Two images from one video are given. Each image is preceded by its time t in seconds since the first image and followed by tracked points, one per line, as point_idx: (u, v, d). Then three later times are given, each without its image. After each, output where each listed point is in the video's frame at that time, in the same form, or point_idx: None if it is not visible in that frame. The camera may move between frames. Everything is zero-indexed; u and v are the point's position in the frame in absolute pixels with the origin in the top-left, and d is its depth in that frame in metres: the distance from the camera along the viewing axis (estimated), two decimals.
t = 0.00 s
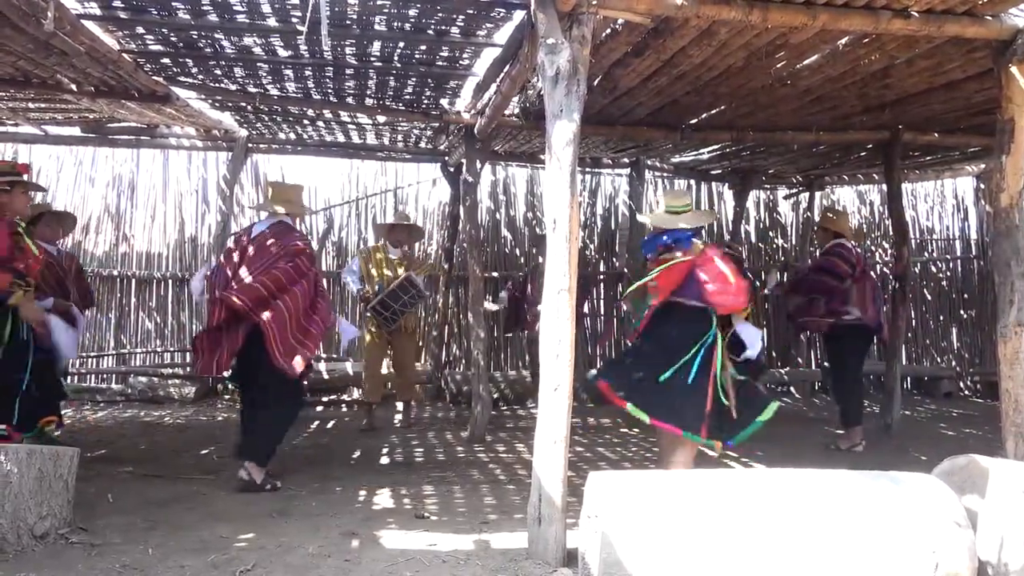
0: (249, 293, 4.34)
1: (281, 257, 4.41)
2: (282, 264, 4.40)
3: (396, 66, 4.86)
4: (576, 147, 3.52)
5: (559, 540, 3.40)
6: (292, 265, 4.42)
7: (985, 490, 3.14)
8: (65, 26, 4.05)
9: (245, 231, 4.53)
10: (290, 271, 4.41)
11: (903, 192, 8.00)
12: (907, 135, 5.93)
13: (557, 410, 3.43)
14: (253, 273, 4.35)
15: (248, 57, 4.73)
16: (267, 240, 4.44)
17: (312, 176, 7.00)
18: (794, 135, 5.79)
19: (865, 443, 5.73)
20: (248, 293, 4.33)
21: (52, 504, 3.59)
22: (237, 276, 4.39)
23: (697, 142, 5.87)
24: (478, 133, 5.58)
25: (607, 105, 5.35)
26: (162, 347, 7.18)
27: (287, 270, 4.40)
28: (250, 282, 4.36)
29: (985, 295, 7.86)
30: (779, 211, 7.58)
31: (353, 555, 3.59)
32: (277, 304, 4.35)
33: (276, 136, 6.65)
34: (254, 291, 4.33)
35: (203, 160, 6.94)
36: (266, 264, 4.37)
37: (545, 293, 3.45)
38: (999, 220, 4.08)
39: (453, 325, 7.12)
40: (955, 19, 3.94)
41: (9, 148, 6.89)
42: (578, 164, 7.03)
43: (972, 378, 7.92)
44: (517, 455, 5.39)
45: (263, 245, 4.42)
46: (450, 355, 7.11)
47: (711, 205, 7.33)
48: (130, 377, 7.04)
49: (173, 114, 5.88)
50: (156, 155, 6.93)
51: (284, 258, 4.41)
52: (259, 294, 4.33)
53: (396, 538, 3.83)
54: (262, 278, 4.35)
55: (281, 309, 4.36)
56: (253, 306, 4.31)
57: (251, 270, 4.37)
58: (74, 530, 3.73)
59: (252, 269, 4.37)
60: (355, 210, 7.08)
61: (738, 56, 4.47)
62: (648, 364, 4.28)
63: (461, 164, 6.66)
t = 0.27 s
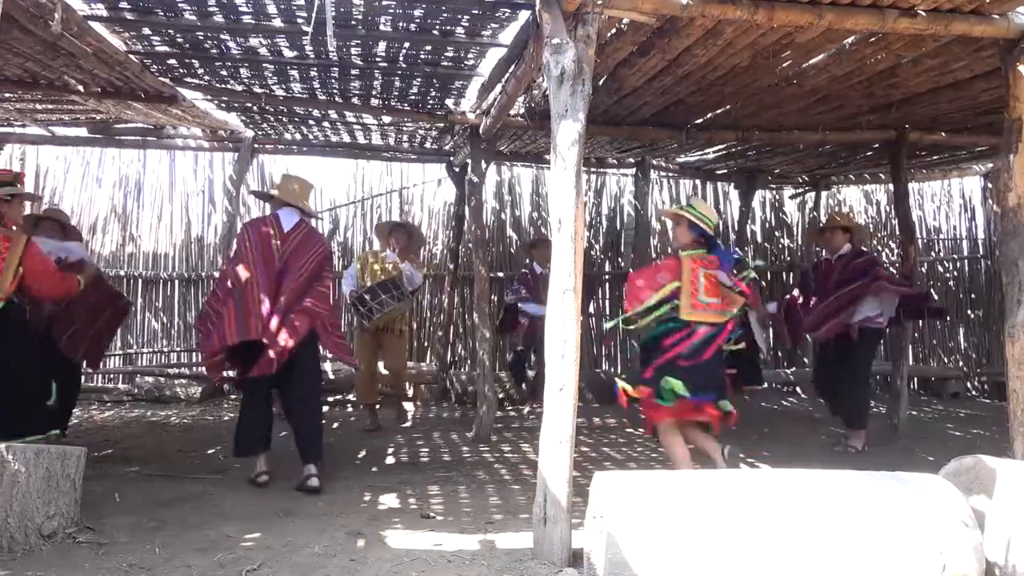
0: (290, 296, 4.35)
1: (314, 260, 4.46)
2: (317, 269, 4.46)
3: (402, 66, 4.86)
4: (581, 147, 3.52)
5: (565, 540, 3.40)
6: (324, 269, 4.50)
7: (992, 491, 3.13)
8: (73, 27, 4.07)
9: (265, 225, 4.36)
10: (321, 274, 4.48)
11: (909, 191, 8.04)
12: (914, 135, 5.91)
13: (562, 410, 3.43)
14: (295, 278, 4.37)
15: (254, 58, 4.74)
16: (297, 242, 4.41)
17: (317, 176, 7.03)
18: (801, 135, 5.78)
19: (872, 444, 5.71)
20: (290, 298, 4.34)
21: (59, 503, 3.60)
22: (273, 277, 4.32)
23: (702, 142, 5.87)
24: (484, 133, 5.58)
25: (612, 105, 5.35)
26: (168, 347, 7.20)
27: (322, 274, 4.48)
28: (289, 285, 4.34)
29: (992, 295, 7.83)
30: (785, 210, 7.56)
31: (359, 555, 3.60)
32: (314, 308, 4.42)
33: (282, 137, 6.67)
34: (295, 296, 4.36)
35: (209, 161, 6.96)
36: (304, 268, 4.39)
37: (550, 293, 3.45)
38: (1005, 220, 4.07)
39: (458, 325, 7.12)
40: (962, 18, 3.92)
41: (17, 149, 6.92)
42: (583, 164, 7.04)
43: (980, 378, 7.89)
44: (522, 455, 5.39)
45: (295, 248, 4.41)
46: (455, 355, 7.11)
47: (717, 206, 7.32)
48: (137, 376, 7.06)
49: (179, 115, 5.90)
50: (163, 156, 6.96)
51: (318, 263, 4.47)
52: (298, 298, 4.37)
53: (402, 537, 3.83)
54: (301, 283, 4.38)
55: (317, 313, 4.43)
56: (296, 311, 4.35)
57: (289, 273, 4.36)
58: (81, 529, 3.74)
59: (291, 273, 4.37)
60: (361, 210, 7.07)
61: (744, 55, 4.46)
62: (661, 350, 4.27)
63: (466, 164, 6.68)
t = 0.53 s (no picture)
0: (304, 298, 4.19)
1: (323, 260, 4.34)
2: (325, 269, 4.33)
3: (409, 66, 4.87)
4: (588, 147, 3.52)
5: (572, 540, 3.40)
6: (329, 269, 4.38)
7: (1002, 492, 3.11)
8: (81, 29, 4.09)
9: (273, 221, 4.15)
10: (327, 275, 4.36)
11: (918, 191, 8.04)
12: (923, 134, 5.88)
13: (569, 409, 3.43)
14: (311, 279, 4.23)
15: (262, 59, 4.76)
16: (304, 240, 4.26)
17: (325, 176, 7.05)
18: (808, 134, 5.76)
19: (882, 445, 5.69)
20: (305, 299, 4.19)
21: (68, 503, 3.62)
22: (287, 278, 4.13)
23: (710, 142, 5.85)
24: (491, 133, 5.58)
25: (619, 105, 5.34)
26: (177, 347, 7.23)
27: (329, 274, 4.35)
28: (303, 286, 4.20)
29: (1002, 295, 7.79)
30: (793, 210, 7.54)
31: (366, 555, 3.60)
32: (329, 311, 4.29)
33: (290, 138, 6.69)
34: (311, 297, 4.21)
35: (217, 161, 6.99)
36: (317, 268, 4.27)
37: (558, 293, 3.45)
38: (1015, 219, 4.04)
39: (466, 325, 7.13)
40: (971, 16, 3.90)
41: (26, 150, 6.97)
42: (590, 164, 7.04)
43: (989, 378, 7.85)
44: (529, 455, 5.39)
45: (304, 247, 4.25)
46: (462, 355, 7.11)
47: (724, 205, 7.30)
48: (146, 376, 7.09)
49: (187, 116, 5.92)
50: (171, 156, 6.99)
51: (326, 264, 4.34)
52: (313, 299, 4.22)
53: (409, 538, 3.83)
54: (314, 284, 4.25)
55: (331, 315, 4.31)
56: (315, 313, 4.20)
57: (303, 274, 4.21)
58: (90, 528, 3.76)
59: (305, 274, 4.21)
60: (368, 210, 7.08)
61: (751, 55, 4.45)
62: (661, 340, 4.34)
63: (473, 164, 6.69)
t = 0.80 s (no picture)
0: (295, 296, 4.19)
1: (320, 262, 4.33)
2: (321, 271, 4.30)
3: (416, 66, 4.88)
4: (594, 147, 3.52)
5: (578, 540, 3.40)
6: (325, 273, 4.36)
7: (1012, 493, 3.11)
8: (89, 30, 4.11)
9: (266, 218, 4.17)
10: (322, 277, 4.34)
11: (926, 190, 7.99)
12: (932, 133, 5.85)
13: (575, 409, 3.42)
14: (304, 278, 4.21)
15: (269, 60, 4.77)
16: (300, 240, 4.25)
17: (332, 177, 7.06)
18: (816, 134, 5.75)
19: (890, 445, 5.67)
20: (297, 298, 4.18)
21: (77, 502, 3.64)
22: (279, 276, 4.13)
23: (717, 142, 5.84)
24: (497, 133, 5.58)
25: (626, 105, 5.33)
26: (185, 347, 7.25)
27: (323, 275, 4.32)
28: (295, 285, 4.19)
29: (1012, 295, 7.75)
30: (800, 210, 7.51)
31: (373, 554, 3.61)
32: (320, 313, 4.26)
33: (296, 138, 6.72)
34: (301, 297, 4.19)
35: (225, 162, 7.00)
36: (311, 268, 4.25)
37: (564, 294, 3.45)
38: None
39: (472, 325, 7.13)
40: (979, 15, 3.87)
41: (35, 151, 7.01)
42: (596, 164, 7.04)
43: (999, 379, 7.81)
44: (535, 455, 5.39)
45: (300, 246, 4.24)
46: (469, 355, 7.11)
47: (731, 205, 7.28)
48: (154, 376, 7.12)
49: (195, 116, 5.94)
50: (179, 157, 7.02)
51: (319, 262, 4.30)
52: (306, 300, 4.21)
53: (416, 537, 3.83)
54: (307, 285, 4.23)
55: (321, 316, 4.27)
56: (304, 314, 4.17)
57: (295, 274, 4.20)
58: (99, 527, 3.78)
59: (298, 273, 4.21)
60: (374, 211, 7.10)
61: (758, 54, 4.44)
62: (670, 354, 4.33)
63: (480, 164, 6.69)
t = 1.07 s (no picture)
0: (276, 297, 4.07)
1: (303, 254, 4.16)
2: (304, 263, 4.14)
3: (422, 67, 4.89)
4: (600, 147, 3.52)
5: (584, 540, 3.40)
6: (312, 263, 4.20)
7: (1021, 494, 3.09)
8: (97, 31, 4.14)
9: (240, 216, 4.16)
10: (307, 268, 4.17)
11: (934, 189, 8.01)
12: (939, 132, 5.82)
13: (581, 409, 3.42)
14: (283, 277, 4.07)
15: (275, 60, 4.78)
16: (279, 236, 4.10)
17: (338, 177, 7.05)
18: (822, 134, 5.73)
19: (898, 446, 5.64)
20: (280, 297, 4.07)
21: (85, 501, 3.66)
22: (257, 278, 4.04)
23: (723, 141, 5.83)
24: (503, 133, 5.58)
25: (632, 104, 5.33)
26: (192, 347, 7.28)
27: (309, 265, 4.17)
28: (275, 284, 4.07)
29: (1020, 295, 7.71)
30: (807, 209, 7.49)
31: (379, 554, 3.61)
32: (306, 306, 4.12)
33: (303, 139, 6.74)
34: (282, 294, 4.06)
35: (232, 163, 7.05)
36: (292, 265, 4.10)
37: (570, 294, 3.44)
38: None
39: (479, 325, 7.13)
40: (987, 13, 3.85)
41: (44, 152, 7.04)
42: (602, 164, 7.04)
43: (1007, 379, 7.77)
44: (541, 455, 5.39)
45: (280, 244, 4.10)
46: (475, 355, 7.12)
47: (738, 205, 7.26)
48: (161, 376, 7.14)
49: (203, 117, 5.96)
50: (186, 158, 7.05)
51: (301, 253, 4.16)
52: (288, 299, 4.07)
53: (422, 537, 3.84)
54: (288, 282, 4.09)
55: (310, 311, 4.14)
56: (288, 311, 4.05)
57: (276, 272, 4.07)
58: (107, 527, 3.80)
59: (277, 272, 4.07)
60: (381, 210, 7.05)
61: (764, 53, 4.43)
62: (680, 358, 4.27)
63: (486, 164, 6.70)
